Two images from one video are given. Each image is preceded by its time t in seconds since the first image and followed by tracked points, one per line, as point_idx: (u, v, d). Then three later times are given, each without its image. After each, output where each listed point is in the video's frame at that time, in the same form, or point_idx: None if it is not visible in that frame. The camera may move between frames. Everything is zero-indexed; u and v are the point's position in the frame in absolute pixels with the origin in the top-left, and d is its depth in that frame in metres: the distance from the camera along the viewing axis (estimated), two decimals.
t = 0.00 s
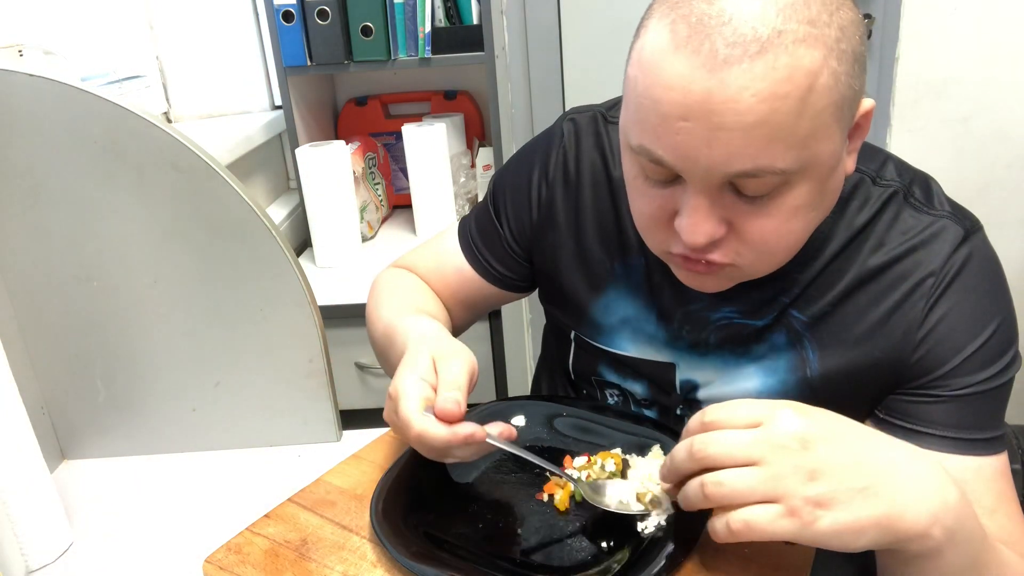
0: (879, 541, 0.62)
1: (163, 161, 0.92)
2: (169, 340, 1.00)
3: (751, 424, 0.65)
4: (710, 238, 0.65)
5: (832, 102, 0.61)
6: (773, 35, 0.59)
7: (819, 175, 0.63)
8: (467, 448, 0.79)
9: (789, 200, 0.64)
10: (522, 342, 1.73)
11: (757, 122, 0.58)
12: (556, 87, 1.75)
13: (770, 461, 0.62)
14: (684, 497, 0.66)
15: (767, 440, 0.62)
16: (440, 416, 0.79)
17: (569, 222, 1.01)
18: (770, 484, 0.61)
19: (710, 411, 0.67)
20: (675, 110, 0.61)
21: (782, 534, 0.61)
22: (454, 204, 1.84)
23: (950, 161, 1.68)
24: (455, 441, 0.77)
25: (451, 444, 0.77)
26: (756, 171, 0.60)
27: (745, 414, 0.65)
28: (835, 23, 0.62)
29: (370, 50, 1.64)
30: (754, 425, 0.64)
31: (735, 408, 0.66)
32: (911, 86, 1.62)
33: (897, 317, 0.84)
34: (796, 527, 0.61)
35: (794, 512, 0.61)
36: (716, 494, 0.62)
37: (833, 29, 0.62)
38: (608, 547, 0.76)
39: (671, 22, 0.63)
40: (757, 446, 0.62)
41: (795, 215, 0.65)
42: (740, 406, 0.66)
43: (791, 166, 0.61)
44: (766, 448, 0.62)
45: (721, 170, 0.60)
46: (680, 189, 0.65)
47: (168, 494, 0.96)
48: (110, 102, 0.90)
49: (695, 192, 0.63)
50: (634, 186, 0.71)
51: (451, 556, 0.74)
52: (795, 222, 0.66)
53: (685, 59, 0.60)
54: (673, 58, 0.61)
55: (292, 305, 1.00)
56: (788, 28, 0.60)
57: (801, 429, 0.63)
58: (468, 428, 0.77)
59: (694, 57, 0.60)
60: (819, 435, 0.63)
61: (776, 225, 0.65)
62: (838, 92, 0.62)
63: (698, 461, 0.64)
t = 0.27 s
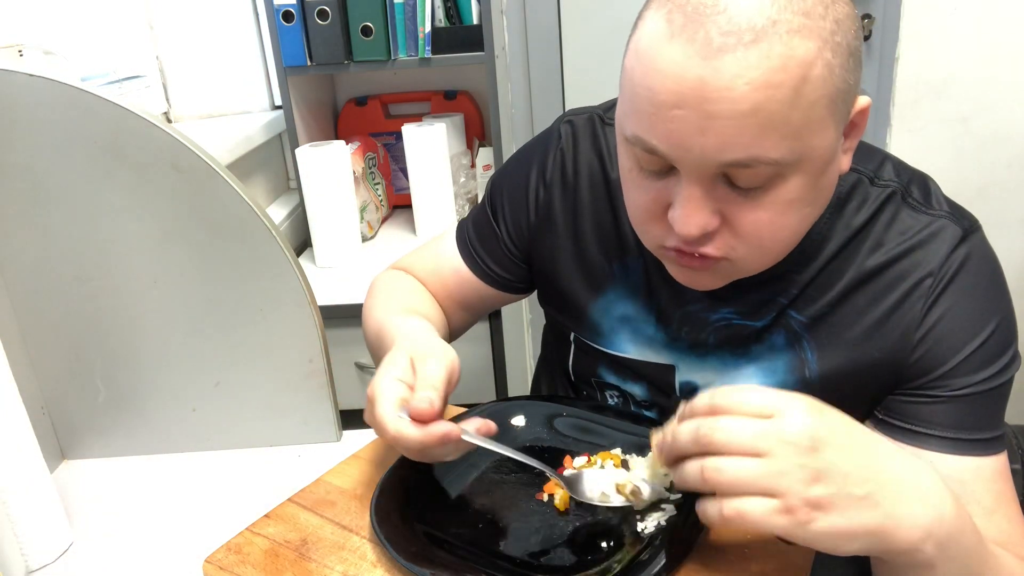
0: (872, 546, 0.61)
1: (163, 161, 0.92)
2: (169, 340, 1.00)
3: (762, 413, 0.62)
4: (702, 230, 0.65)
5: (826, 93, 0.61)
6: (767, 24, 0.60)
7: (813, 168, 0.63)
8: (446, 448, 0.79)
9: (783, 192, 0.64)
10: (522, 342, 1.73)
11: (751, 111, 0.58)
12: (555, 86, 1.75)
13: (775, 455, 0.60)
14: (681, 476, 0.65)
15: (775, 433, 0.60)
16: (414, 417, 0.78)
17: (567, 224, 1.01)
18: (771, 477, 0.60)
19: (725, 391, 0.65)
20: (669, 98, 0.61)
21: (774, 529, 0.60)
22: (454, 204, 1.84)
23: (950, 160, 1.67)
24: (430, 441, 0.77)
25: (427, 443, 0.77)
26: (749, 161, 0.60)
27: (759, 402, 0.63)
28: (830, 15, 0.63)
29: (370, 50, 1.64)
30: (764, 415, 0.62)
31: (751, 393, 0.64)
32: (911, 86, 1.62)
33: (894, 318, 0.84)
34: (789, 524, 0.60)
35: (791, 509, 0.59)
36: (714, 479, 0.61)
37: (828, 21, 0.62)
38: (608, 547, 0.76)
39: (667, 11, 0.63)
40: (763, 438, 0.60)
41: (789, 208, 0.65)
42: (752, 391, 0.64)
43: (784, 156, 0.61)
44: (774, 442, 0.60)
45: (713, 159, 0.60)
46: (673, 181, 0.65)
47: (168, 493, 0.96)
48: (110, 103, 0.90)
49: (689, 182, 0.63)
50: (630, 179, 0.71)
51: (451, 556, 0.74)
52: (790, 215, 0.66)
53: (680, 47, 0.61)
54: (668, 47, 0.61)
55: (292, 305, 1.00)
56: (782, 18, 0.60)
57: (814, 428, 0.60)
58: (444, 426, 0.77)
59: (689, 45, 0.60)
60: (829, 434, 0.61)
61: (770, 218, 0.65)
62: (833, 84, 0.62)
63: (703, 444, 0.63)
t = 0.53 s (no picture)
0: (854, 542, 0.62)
1: (163, 161, 0.92)
2: (169, 339, 1.00)
3: (812, 409, 0.59)
4: (691, 216, 0.65)
5: (820, 85, 0.61)
6: (765, 12, 0.60)
7: (803, 161, 0.63)
8: (413, 420, 0.79)
9: (774, 183, 0.64)
10: (522, 342, 1.73)
11: (742, 95, 0.59)
12: (555, 86, 1.75)
13: (820, 459, 0.58)
14: (708, 449, 0.62)
15: (825, 437, 0.57)
16: (379, 381, 0.78)
17: (568, 223, 1.01)
18: (809, 479, 0.58)
19: (775, 374, 0.60)
20: (663, 81, 0.61)
21: (791, 525, 0.60)
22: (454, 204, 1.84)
23: (950, 161, 1.68)
24: (398, 411, 0.77)
25: (394, 413, 0.77)
26: (738, 147, 0.60)
27: (810, 396, 0.59)
28: (829, 7, 0.63)
29: (370, 50, 1.64)
30: (813, 410, 0.59)
31: (801, 381, 0.59)
32: (910, 86, 1.62)
33: (892, 318, 0.84)
34: (806, 524, 0.59)
35: (816, 513, 0.58)
36: (752, 467, 0.59)
37: (826, 13, 0.63)
38: (608, 547, 0.76)
39: None
40: (813, 438, 0.57)
41: (778, 199, 0.65)
42: (802, 381, 0.60)
43: (774, 146, 0.61)
44: (824, 446, 0.57)
45: (702, 145, 0.60)
46: (665, 165, 0.65)
47: (168, 494, 0.96)
48: (110, 103, 0.90)
49: (679, 167, 0.63)
50: (624, 163, 0.71)
51: (451, 556, 0.74)
52: (781, 205, 0.66)
53: (677, 30, 0.61)
54: (666, 30, 0.62)
55: (292, 305, 1.00)
56: (780, 7, 0.61)
57: (861, 437, 0.58)
58: (410, 393, 0.78)
59: (686, 29, 0.61)
60: (868, 443, 0.59)
61: (760, 209, 0.65)
62: (828, 76, 0.62)
63: (747, 430, 0.59)
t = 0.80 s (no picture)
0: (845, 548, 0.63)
1: (163, 161, 0.92)
2: (169, 339, 1.00)
3: (792, 441, 0.59)
4: (680, 220, 0.65)
5: (814, 91, 0.61)
6: (760, 17, 0.60)
7: (796, 168, 0.63)
8: (408, 402, 0.78)
9: (766, 189, 0.64)
10: (522, 342, 1.73)
11: (733, 100, 0.59)
12: (555, 86, 1.75)
13: (805, 494, 0.58)
14: (692, 492, 0.61)
15: (809, 471, 0.58)
16: (367, 364, 0.76)
17: (571, 223, 1.01)
18: (795, 514, 0.58)
19: (753, 409, 0.60)
20: (655, 84, 0.61)
21: (778, 557, 0.61)
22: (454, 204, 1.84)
23: (950, 161, 1.68)
24: (395, 392, 0.76)
25: (391, 393, 0.76)
26: (728, 153, 0.60)
27: (789, 428, 0.59)
28: (827, 15, 0.63)
29: (370, 50, 1.64)
30: (792, 443, 0.59)
31: (779, 415, 0.60)
32: (910, 86, 1.62)
33: (891, 324, 0.83)
34: (793, 555, 0.60)
35: (802, 545, 0.60)
36: (740, 509, 0.59)
37: (823, 20, 0.62)
38: (608, 547, 0.76)
39: None
40: (798, 473, 0.58)
41: (770, 208, 0.65)
42: (779, 414, 0.60)
43: (766, 151, 0.61)
44: (807, 480, 0.58)
45: (692, 149, 0.60)
46: (656, 169, 0.65)
47: (168, 494, 0.96)
48: (110, 102, 0.90)
49: (670, 170, 0.63)
50: (618, 165, 0.71)
51: (450, 555, 0.74)
52: (771, 214, 0.66)
53: (672, 32, 0.61)
54: (660, 32, 0.62)
55: (292, 305, 1.00)
56: (776, 12, 0.60)
57: (841, 465, 0.59)
58: (404, 367, 0.78)
59: (680, 31, 0.61)
60: (845, 468, 0.60)
61: (750, 215, 0.65)
62: (823, 82, 0.62)
63: (732, 471, 0.58)
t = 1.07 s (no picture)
0: (835, 551, 0.62)
1: (163, 161, 0.93)
2: (169, 339, 1.00)
3: (796, 432, 0.59)
4: (683, 211, 0.64)
5: (809, 69, 0.62)
6: None
7: (797, 150, 0.64)
8: (403, 385, 0.77)
9: (767, 174, 0.64)
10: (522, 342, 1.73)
11: (731, 78, 0.59)
12: (555, 86, 1.75)
13: (807, 485, 0.58)
14: (693, 481, 0.61)
15: (812, 461, 0.58)
16: (357, 347, 0.75)
17: (565, 234, 1.01)
18: (798, 506, 0.58)
19: (758, 399, 0.59)
20: (651, 69, 0.62)
21: (780, 550, 0.60)
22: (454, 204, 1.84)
23: (950, 162, 1.68)
24: (389, 374, 0.75)
25: (386, 376, 0.75)
26: (729, 132, 0.60)
27: (795, 419, 0.59)
28: None
29: (370, 50, 1.64)
30: (797, 434, 0.59)
31: (784, 405, 0.59)
32: (909, 86, 1.62)
33: (886, 324, 0.83)
34: (795, 550, 0.60)
35: (805, 539, 0.59)
36: (741, 498, 0.59)
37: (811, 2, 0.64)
38: (608, 547, 0.76)
39: None
40: (800, 463, 0.58)
41: (774, 192, 0.65)
42: (785, 405, 0.60)
43: (766, 131, 0.61)
44: (810, 471, 0.58)
45: (693, 131, 0.61)
46: (654, 159, 0.65)
47: (168, 494, 0.96)
48: (110, 102, 0.90)
49: (669, 158, 0.63)
50: (612, 166, 0.71)
51: (450, 554, 0.74)
52: (774, 200, 0.66)
53: (663, 18, 0.62)
54: (651, 20, 0.63)
55: (292, 305, 1.00)
56: None
57: (844, 459, 0.59)
58: (398, 351, 0.77)
59: (671, 16, 0.62)
60: (849, 461, 0.60)
61: (755, 202, 0.65)
62: (815, 61, 0.63)
63: (733, 461, 0.58)
